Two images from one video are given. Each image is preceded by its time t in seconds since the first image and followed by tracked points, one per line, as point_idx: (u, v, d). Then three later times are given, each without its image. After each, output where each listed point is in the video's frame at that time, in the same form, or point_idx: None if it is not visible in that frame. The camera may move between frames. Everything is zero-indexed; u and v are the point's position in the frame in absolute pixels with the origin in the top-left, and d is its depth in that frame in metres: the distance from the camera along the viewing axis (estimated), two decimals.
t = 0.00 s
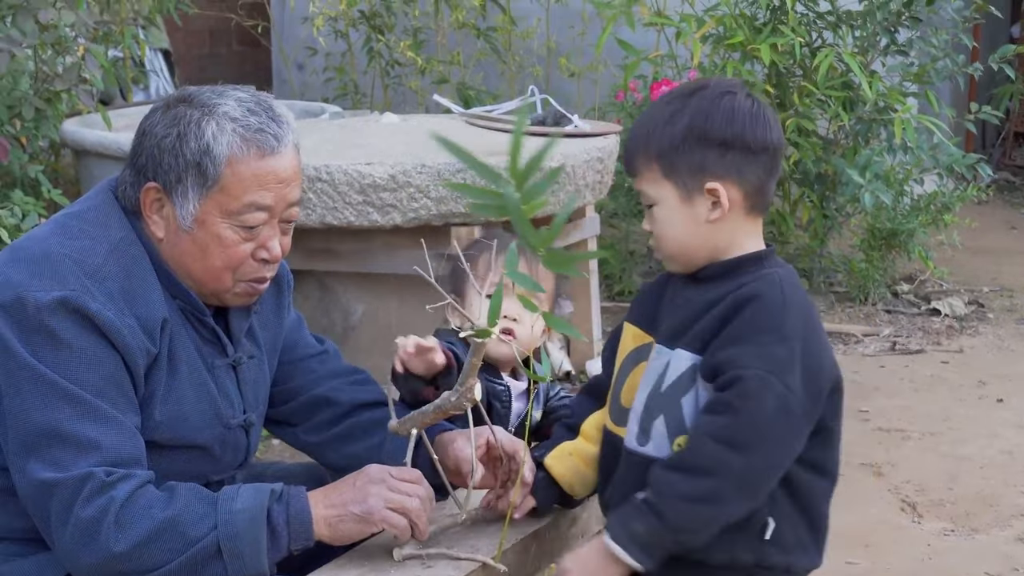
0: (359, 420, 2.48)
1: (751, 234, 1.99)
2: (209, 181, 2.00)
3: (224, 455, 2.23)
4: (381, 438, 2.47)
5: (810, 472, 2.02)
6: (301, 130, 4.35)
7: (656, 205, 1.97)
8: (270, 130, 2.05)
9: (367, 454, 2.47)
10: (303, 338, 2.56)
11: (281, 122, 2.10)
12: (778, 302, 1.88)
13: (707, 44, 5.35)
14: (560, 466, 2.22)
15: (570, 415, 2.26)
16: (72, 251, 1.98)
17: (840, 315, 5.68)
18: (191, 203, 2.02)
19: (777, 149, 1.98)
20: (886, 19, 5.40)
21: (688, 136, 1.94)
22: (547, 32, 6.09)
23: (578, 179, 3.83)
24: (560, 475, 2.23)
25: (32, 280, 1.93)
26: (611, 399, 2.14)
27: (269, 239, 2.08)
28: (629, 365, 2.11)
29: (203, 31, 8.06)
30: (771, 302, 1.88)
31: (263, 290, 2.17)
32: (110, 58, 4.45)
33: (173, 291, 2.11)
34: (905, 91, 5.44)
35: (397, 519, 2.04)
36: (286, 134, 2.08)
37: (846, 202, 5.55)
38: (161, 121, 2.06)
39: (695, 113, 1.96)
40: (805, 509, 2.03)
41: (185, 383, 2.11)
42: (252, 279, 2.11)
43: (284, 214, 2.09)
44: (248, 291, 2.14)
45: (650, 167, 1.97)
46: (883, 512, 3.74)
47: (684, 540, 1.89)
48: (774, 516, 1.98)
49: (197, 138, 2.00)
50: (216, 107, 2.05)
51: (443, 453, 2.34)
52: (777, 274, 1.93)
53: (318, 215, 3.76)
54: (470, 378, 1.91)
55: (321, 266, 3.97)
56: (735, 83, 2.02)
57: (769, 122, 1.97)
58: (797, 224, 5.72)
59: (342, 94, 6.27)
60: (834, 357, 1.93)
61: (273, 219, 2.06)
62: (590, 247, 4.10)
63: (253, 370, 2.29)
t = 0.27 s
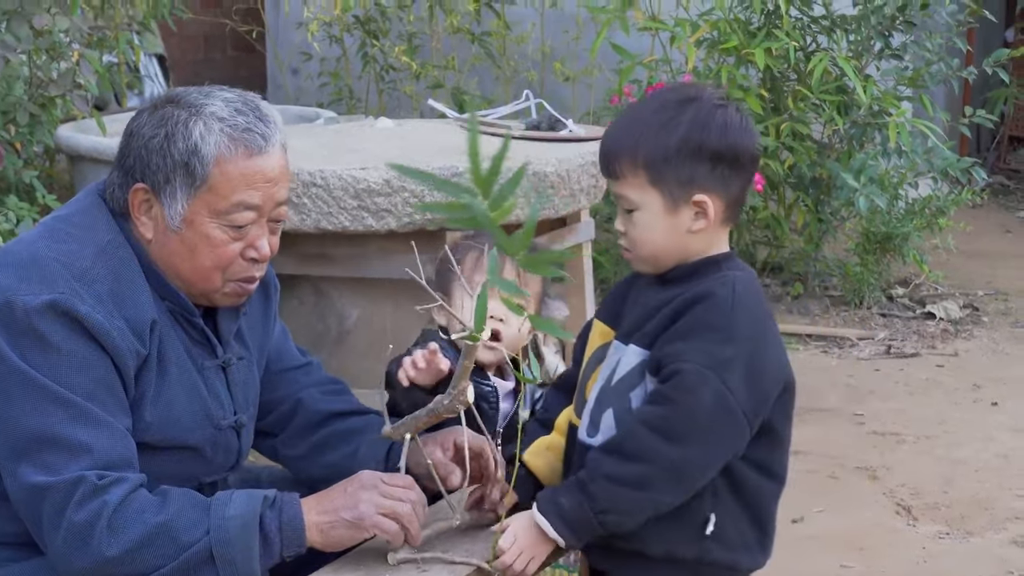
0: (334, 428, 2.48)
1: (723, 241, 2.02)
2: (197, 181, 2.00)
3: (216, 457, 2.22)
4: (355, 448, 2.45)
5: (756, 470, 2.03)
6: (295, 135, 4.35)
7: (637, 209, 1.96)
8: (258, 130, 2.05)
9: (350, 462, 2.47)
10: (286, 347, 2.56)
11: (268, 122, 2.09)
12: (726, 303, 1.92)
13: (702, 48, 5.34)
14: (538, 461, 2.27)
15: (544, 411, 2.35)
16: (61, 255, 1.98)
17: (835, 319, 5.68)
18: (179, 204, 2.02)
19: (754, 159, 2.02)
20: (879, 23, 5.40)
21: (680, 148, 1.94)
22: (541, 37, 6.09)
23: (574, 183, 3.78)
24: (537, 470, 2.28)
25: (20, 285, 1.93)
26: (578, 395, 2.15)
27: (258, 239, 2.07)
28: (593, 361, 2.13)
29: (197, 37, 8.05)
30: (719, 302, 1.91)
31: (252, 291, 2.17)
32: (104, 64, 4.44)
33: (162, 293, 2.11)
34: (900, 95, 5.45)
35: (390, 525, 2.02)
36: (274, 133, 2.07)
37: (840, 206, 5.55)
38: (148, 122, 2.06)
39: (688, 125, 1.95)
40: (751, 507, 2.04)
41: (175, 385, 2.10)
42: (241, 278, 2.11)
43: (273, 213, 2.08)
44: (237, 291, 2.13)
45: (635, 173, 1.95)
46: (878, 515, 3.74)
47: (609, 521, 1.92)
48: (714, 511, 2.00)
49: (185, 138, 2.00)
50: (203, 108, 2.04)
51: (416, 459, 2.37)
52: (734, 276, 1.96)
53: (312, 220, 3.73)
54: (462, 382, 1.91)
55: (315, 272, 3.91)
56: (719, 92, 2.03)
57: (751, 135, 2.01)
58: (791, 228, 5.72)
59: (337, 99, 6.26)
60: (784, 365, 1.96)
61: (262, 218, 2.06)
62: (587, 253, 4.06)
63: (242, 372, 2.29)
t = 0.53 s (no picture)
0: (325, 426, 2.49)
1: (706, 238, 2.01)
2: (192, 168, 2.00)
3: (216, 446, 2.23)
4: (345, 445, 2.45)
5: (743, 466, 2.01)
6: (297, 130, 4.36)
7: (626, 208, 1.93)
8: (251, 117, 2.05)
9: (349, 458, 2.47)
10: (281, 343, 2.57)
11: (261, 109, 2.10)
12: (712, 298, 1.90)
13: (704, 42, 5.34)
14: (530, 462, 2.26)
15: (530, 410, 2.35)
16: (58, 245, 1.98)
17: (838, 313, 5.67)
18: (175, 191, 2.02)
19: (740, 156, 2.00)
20: (882, 18, 5.40)
21: (670, 145, 1.91)
22: (543, 32, 6.08)
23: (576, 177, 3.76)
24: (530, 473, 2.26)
25: (18, 275, 1.93)
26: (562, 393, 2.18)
27: (253, 225, 2.08)
28: (579, 360, 2.14)
29: (199, 32, 8.05)
30: (705, 298, 1.90)
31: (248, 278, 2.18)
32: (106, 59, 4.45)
33: (159, 282, 2.11)
34: (902, 89, 5.44)
35: (392, 519, 2.02)
36: (267, 121, 2.08)
37: (843, 200, 5.55)
38: (141, 111, 2.06)
39: (678, 122, 1.92)
40: (739, 505, 2.03)
41: (174, 373, 2.10)
42: (237, 265, 2.12)
43: (268, 200, 2.09)
44: (233, 279, 2.14)
45: (625, 172, 1.91)
46: (881, 509, 3.74)
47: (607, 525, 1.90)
48: (703, 509, 1.98)
49: (179, 126, 2.01)
50: (195, 96, 2.05)
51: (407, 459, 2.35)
52: (719, 271, 1.94)
53: (314, 215, 3.72)
54: (463, 374, 1.92)
55: (318, 267, 3.89)
56: (705, 87, 1.99)
57: (737, 130, 1.99)
58: (794, 223, 5.72)
59: (339, 94, 6.26)
60: (770, 358, 1.95)
61: (258, 205, 2.07)
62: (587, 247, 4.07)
63: (239, 361, 2.29)
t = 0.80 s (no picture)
0: (314, 428, 2.49)
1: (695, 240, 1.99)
2: (189, 161, 2.01)
3: (217, 440, 2.22)
4: (336, 446, 2.45)
5: (735, 477, 2.01)
6: (298, 131, 4.36)
7: (612, 216, 1.91)
8: (246, 110, 2.07)
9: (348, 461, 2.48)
10: (276, 342, 2.58)
11: (255, 103, 2.11)
12: (697, 308, 1.88)
13: (706, 42, 5.34)
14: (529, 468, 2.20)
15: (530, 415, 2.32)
16: (56, 242, 1.99)
17: (839, 313, 5.67)
18: (172, 185, 2.03)
19: (725, 156, 1.98)
20: (883, 17, 5.41)
21: (652, 150, 1.89)
22: (545, 32, 6.08)
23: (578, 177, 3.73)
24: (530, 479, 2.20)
25: (18, 273, 1.93)
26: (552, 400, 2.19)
27: (249, 219, 2.09)
28: (569, 365, 2.13)
29: (201, 33, 8.06)
30: (691, 308, 1.88)
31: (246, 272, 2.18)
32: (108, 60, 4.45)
33: (158, 277, 2.11)
34: (904, 89, 5.44)
35: (391, 520, 2.02)
36: (262, 114, 2.10)
37: (844, 199, 5.55)
38: (137, 106, 2.06)
39: (659, 126, 1.90)
40: (729, 514, 2.02)
41: (174, 368, 2.10)
42: (235, 259, 2.12)
43: (264, 193, 2.10)
44: (230, 273, 2.14)
45: (608, 180, 1.89)
46: (883, 509, 3.74)
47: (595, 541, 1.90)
48: (692, 520, 1.97)
49: (174, 120, 2.01)
50: (191, 90, 2.06)
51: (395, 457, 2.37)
52: (704, 278, 1.92)
53: (316, 215, 3.72)
54: (466, 376, 1.91)
55: (320, 267, 3.89)
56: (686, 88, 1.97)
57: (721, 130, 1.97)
58: (796, 222, 5.72)
59: (341, 94, 6.27)
60: (761, 363, 1.93)
61: (254, 198, 2.08)
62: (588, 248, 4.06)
63: (237, 356, 2.29)
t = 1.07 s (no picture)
0: (314, 428, 2.49)
1: (694, 240, 1.98)
2: (190, 158, 2.01)
3: (221, 435, 2.23)
4: (336, 447, 2.46)
5: (742, 483, 1.99)
6: (300, 130, 4.35)
7: (603, 220, 1.93)
8: (248, 107, 2.06)
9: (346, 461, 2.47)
10: (276, 342, 2.58)
11: (259, 100, 2.11)
12: (689, 313, 1.86)
13: (708, 41, 5.34)
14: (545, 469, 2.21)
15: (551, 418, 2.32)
16: (60, 237, 1.99)
17: (841, 311, 5.67)
18: (173, 181, 2.03)
19: (721, 154, 1.96)
20: (885, 16, 5.40)
21: (636, 152, 1.89)
22: (547, 31, 6.08)
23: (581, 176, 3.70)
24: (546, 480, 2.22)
25: (21, 267, 1.93)
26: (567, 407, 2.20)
27: (252, 216, 2.09)
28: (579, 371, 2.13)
29: (204, 33, 8.07)
30: (683, 314, 1.86)
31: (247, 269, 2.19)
32: (110, 59, 4.45)
33: (162, 272, 2.11)
34: (906, 87, 5.44)
35: (397, 514, 2.03)
36: (264, 111, 2.09)
37: (847, 198, 5.55)
38: (141, 102, 2.06)
39: (644, 126, 1.90)
40: (736, 523, 2.00)
41: (177, 362, 2.10)
42: (238, 256, 2.13)
43: (266, 190, 2.10)
44: (232, 270, 2.15)
45: (596, 184, 1.91)
46: (885, 507, 3.73)
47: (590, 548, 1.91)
48: (694, 527, 1.97)
49: (177, 116, 2.01)
50: (195, 86, 2.06)
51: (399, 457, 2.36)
52: (699, 280, 1.90)
53: (318, 214, 3.72)
54: (456, 372, 1.92)
55: (322, 265, 3.89)
56: (678, 86, 1.96)
57: (713, 126, 1.95)
58: (798, 221, 5.72)
59: (343, 94, 6.27)
60: (757, 367, 1.90)
61: (255, 195, 2.08)
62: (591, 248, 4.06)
63: (240, 352, 2.30)
